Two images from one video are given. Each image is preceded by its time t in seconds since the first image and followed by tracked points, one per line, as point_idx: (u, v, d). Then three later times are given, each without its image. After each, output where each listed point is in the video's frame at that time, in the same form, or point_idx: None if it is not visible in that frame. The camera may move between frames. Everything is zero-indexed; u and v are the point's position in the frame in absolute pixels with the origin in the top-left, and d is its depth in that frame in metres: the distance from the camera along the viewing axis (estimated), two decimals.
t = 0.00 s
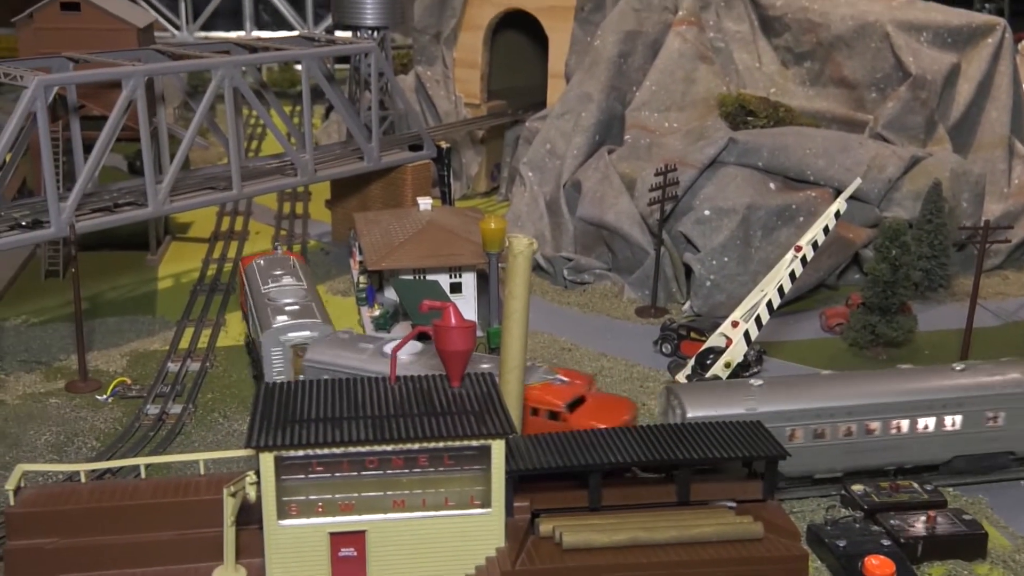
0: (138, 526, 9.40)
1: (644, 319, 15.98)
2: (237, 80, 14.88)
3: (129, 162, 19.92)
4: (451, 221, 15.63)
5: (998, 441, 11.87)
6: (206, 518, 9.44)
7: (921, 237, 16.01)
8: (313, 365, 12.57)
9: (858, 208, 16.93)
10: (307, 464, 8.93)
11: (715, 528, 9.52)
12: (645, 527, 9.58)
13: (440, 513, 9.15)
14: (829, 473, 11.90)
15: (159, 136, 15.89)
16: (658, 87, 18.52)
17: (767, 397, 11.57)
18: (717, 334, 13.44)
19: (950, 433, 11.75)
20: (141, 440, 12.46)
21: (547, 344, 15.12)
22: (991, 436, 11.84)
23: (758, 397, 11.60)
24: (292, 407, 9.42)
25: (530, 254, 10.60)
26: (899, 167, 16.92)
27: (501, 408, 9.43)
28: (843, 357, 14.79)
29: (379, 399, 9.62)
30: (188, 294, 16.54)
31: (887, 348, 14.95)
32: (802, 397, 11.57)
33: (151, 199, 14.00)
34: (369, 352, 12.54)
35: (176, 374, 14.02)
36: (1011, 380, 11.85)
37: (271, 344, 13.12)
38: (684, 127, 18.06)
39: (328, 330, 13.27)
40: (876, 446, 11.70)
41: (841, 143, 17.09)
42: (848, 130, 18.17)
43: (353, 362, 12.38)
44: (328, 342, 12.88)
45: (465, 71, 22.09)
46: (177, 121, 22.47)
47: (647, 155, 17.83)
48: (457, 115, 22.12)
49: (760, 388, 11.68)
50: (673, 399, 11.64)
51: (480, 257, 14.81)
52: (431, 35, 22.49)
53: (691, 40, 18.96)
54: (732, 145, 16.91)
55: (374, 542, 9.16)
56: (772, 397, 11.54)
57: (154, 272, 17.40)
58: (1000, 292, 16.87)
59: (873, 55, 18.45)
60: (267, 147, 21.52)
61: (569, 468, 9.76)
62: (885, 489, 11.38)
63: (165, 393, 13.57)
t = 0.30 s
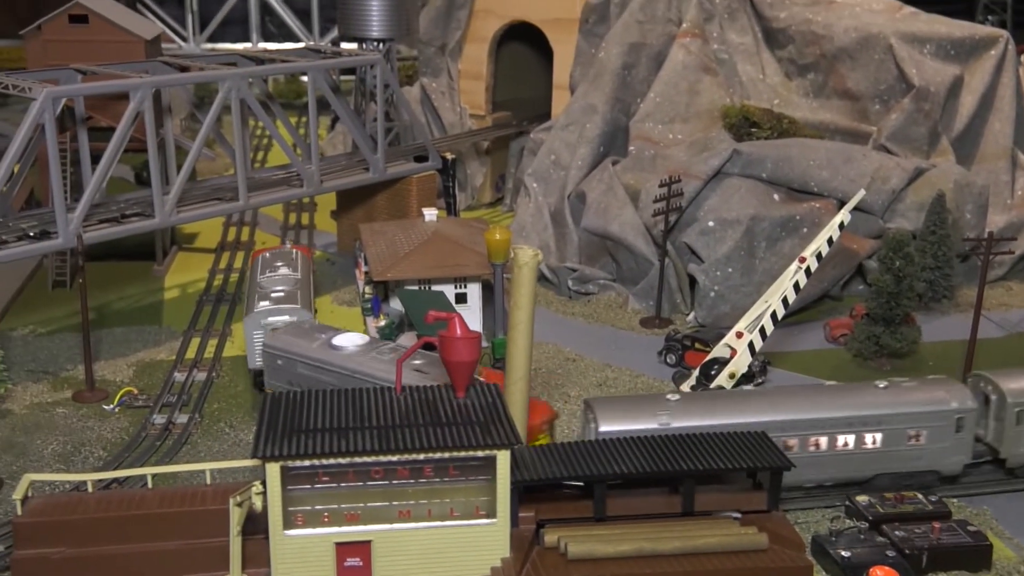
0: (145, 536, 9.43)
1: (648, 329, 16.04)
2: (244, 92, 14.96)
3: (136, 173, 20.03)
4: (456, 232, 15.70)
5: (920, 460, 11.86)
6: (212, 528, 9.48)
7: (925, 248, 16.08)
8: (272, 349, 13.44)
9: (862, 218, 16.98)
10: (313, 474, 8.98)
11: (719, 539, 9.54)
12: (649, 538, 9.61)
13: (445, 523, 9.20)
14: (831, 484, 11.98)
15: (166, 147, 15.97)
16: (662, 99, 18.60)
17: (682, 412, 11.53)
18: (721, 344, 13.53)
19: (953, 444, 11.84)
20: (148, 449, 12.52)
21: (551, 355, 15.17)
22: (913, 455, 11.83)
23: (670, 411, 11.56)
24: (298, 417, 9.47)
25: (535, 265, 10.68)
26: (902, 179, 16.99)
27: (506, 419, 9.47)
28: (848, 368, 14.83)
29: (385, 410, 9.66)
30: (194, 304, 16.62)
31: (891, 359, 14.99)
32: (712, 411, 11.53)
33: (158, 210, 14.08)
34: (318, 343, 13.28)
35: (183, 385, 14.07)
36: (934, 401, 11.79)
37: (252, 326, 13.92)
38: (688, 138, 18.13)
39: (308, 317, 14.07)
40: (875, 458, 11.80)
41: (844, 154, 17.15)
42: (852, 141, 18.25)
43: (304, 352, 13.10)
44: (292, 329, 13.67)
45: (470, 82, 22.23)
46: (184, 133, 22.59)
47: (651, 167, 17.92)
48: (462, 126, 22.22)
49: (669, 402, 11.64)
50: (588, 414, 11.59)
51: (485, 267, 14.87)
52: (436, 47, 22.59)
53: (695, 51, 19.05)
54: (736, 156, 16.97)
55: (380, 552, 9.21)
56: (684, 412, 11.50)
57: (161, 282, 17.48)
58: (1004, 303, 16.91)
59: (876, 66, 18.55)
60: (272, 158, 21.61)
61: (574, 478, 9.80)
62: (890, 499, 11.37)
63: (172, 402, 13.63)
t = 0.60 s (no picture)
0: (157, 546, 9.49)
1: (658, 341, 16.08)
2: (258, 104, 15.07)
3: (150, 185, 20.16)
4: (468, 243, 15.77)
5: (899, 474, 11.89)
6: (224, 538, 9.54)
7: (936, 260, 16.11)
8: (255, 333, 14.02)
9: (873, 230, 16.99)
10: (326, 484, 9.03)
11: (729, 550, 9.54)
12: (660, 550, 9.61)
13: (457, 534, 9.25)
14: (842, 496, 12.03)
15: (180, 159, 16.09)
16: (673, 111, 18.67)
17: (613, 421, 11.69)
18: (732, 356, 13.56)
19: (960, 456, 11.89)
20: (160, 459, 12.59)
21: (563, 366, 15.22)
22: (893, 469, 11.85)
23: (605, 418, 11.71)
24: (311, 428, 9.53)
25: (547, 276, 10.57)
26: (913, 192, 17.01)
27: (518, 430, 9.51)
28: (859, 380, 14.83)
29: (397, 420, 9.71)
30: (207, 314, 16.72)
31: (902, 371, 14.99)
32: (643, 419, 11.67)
33: (171, 221, 14.18)
34: (294, 329, 13.90)
35: (196, 395, 14.15)
36: (864, 420, 11.75)
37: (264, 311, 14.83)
38: (698, 150, 18.18)
39: (315, 305, 15.00)
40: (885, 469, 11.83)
41: (855, 167, 17.18)
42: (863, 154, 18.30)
43: (280, 333, 13.77)
44: (280, 315, 14.38)
45: (482, 95, 22.38)
46: (197, 144, 22.76)
47: (662, 178, 17.95)
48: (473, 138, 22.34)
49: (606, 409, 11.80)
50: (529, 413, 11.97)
51: (495, 278, 14.93)
52: (448, 60, 22.74)
53: (706, 64, 19.12)
54: (746, 168, 17.02)
55: (391, 562, 9.26)
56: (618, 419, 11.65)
57: (174, 292, 17.59)
58: (1015, 315, 16.91)
59: (887, 79, 18.64)
60: (285, 169, 21.75)
61: (585, 490, 9.84)
62: (901, 512, 11.32)
63: (185, 412, 13.71)
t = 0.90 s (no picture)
0: (171, 546, 9.53)
1: (670, 343, 16.11)
2: (272, 107, 15.14)
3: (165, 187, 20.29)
4: (480, 245, 15.82)
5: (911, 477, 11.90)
6: (238, 538, 9.58)
7: (949, 263, 16.13)
8: (257, 302, 14.86)
9: (886, 233, 16.99)
10: (339, 485, 9.08)
11: (742, 553, 9.54)
12: (673, 552, 9.62)
13: (470, 535, 9.29)
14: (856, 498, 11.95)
15: (195, 161, 16.16)
16: (685, 114, 18.71)
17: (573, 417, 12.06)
18: (744, 359, 13.48)
19: (973, 460, 11.90)
20: (175, 460, 12.66)
21: (575, 368, 15.25)
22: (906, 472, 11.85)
23: (578, 411, 12.07)
24: (324, 429, 9.57)
25: (559, 279, 10.60)
26: (926, 195, 17.01)
27: (530, 432, 9.54)
28: (871, 383, 14.82)
29: (409, 421, 9.76)
30: (221, 315, 16.81)
31: (914, 374, 14.99)
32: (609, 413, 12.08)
33: (186, 223, 14.26)
34: (287, 301, 14.54)
35: (210, 396, 14.22)
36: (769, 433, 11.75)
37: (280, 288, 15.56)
38: (710, 153, 18.21)
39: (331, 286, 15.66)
40: (897, 473, 11.82)
41: (867, 170, 17.20)
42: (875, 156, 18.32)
43: (273, 304, 14.52)
44: (281, 288, 15.01)
45: (494, 97, 22.45)
46: (211, 146, 22.88)
47: (674, 181, 17.99)
48: (486, 140, 22.42)
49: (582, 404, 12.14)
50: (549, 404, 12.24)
51: (508, 281, 14.95)
52: (461, 63, 22.84)
53: (718, 68, 19.11)
54: (759, 171, 17.04)
55: (405, 563, 9.30)
56: (590, 411, 12.02)
57: (188, 293, 17.69)
58: None
59: (899, 83, 18.67)
60: (298, 172, 21.85)
61: (597, 492, 9.87)
62: (914, 515, 11.29)
63: (199, 413, 13.79)
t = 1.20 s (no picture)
0: (183, 545, 9.56)
1: (682, 344, 16.12)
2: (285, 108, 15.20)
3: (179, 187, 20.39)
4: (492, 246, 15.84)
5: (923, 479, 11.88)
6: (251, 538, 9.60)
7: (961, 265, 16.12)
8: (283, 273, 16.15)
9: (898, 235, 16.96)
10: (352, 485, 9.11)
11: (754, 555, 9.55)
12: (685, 553, 9.63)
13: (482, 536, 9.30)
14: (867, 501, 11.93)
15: (209, 162, 16.22)
16: (697, 116, 18.73)
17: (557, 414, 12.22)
18: (756, 360, 13.50)
19: (985, 463, 11.76)
20: (187, 459, 12.71)
21: (586, 369, 15.26)
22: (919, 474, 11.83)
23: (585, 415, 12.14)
24: (336, 429, 9.61)
25: (571, 281, 10.65)
26: (938, 197, 16.99)
27: (543, 433, 9.56)
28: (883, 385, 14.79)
29: (422, 422, 9.79)
30: (234, 316, 16.88)
31: (927, 377, 14.96)
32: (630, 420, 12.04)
33: (200, 224, 14.33)
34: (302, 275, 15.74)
35: (222, 396, 14.29)
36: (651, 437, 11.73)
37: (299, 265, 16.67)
38: (722, 154, 18.20)
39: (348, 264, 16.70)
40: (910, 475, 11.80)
41: (880, 171, 17.18)
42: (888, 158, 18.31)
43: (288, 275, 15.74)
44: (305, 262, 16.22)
45: (506, 99, 22.50)
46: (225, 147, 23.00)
47: (686, 182, 18.01)
48: (498, 141, 22.45)
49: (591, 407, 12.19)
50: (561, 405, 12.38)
51: (520, 282, 14.95)
52: (473, 64, 22.90)
53: (730, 69, 19.08)
54: (771, 173, 17.06)
55: (416, 563, 9.33)
56: (598, 416, 12.04)
57: (201, 294, 17.76)
58: None
59: (912, 84, 18.66)
60: (311, 173, 21.94)
61: (610, 493, 9.89)
62: (927, 518, 11.24)
63: (212, 413, 13.86)
